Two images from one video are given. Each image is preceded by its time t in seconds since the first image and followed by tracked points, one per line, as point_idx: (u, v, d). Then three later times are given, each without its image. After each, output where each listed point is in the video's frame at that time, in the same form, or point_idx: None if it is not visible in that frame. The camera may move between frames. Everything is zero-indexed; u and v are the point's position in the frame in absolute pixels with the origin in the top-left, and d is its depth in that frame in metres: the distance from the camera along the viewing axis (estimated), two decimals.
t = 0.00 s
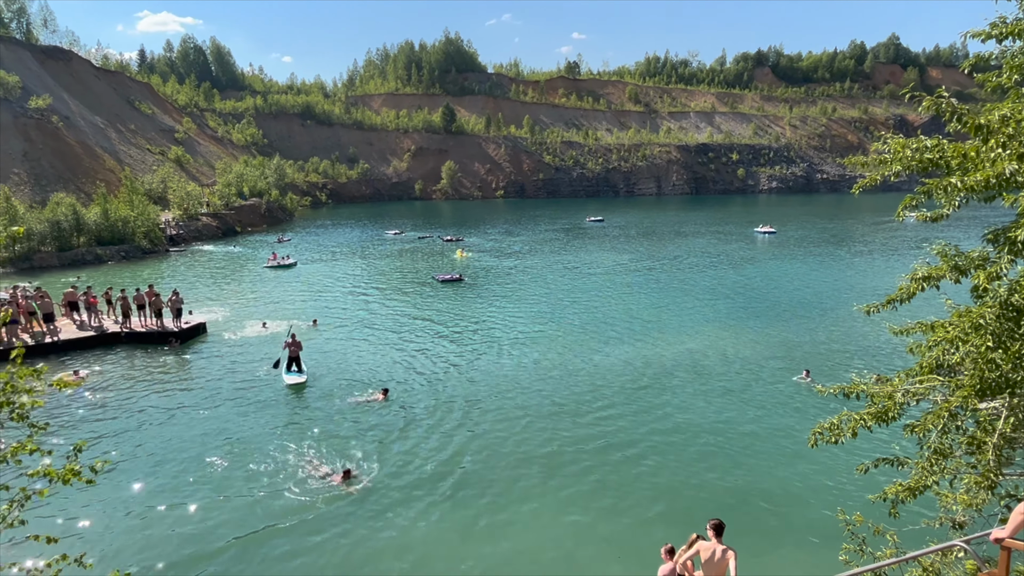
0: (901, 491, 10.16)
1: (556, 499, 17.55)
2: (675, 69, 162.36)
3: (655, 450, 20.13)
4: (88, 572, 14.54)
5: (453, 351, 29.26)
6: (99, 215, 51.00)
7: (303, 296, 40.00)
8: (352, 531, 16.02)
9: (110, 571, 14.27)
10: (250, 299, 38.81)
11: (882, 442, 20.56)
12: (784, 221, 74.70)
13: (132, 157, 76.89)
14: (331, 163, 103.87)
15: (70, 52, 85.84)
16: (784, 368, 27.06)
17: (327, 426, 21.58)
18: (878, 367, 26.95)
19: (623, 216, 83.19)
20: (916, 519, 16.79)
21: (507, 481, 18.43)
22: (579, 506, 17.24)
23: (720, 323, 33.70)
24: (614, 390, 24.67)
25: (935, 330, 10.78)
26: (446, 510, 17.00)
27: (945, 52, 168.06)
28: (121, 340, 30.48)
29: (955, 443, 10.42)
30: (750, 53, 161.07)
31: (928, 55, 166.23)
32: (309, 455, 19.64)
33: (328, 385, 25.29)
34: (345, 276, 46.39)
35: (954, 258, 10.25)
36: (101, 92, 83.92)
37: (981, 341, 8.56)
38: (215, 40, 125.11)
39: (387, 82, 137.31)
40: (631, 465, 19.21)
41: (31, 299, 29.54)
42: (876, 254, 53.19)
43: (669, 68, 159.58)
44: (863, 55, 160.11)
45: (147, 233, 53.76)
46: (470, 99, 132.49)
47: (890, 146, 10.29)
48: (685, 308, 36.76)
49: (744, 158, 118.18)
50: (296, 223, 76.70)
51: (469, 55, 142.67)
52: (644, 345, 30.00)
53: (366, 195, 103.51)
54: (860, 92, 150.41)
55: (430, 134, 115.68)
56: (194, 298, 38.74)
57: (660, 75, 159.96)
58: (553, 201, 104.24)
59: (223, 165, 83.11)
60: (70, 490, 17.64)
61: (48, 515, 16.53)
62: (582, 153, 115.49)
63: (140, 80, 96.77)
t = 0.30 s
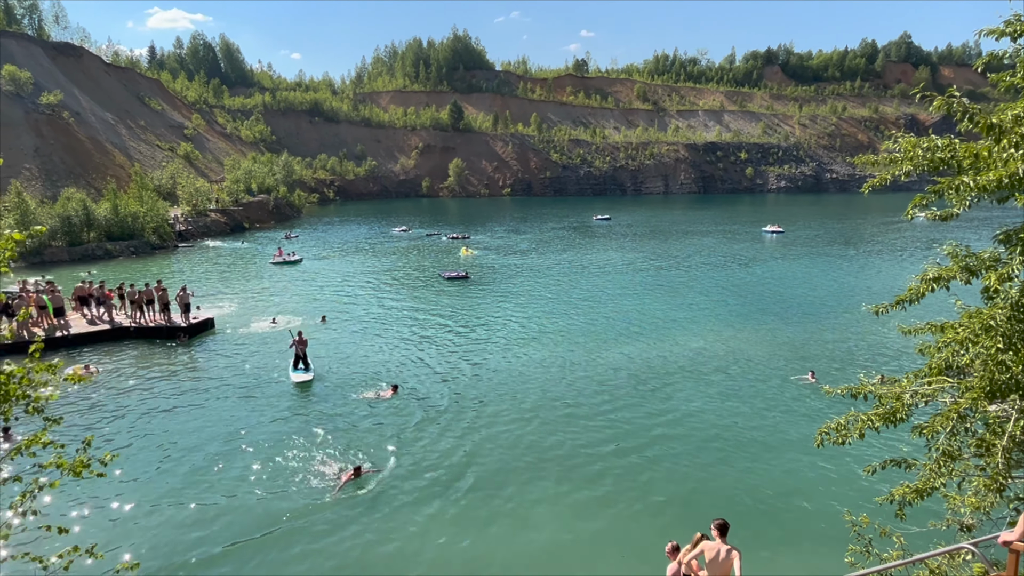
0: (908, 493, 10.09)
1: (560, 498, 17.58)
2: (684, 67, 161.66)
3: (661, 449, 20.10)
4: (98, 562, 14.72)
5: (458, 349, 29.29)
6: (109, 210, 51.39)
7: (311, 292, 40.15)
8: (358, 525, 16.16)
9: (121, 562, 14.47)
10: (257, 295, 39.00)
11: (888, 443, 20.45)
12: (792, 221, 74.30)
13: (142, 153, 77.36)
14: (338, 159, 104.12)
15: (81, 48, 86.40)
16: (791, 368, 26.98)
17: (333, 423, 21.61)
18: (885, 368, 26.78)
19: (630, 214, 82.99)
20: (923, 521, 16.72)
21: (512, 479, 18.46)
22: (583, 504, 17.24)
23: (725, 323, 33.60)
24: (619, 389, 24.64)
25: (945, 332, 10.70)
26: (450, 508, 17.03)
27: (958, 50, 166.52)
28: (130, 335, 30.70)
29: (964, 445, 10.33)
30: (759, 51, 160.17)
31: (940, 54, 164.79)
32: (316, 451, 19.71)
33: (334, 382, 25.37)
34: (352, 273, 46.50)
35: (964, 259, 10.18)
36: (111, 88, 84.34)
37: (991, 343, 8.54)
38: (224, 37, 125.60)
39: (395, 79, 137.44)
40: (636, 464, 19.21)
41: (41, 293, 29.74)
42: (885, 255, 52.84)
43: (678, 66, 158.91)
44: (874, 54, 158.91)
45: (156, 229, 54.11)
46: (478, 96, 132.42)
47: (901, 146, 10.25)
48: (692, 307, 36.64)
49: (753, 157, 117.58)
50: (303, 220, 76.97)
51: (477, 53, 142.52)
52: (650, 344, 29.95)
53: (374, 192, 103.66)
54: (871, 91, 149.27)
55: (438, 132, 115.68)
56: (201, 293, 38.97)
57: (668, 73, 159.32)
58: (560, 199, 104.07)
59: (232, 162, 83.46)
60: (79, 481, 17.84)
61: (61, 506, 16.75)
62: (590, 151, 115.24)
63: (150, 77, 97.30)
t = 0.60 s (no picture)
0: (914, 495, 10.02)
1: (564, 497, 17.56)
2: (691, 66, 161.15)
3: (665, 449, 20.05)
4: (105, 555, 14.83)
5: (462, 347, 29.34)
6: (117, 206, 51.64)
7: (317, 289, 40.27)
8: (363, 523, 16.19)
9: (128, 555, 14.56)
10: (263, 292, 39.15)
11: (894, 445, 20.36)
12: (799, 221, 74.00)
13: (150, 149, 77.70)
14: (345, 157, 104.28)
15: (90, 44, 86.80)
16: (797, 369, 26.87)
17: (338, 420, 21.68)
18: (891, 370, 26.67)
19: (636, 213, 82.81)
20: (929, 524, 16.64)
21: (516, 478, 18.45)
22: (587, 504, 17.23)
23: (730, 323, 33.52)
24: (623, 389, 24.60)
25: (953, 334, 10.62)
26: (454, 506, 17.05)
27: (968, 49, 165.24)
28: (137, 330, 30.89)
29: (971, 447, 10.24)
30: (768, 50, 159.45)
31: (951, 53, 163.59)
32: (321, 448, 19.77)
33: (339, 379, 25.44)
34: (358, 270, 46.57)
35: (973, 260, 10.10)
36: (120, 85, 84.73)
37: (1000, 345, 8.53)
38: (232, 34, 125.97)
39: (402, 77, 137.54)
40: (640, 464, 19.19)
41: (49, 287, 29.93)
42: (893, 255, 52.56)
43: (686, 64, 158.36)
44: (883, 53, 157.89)
45: (163, 225, 54.35)
46: (484, 94, 132.34)
47: (910, 145, 10.17)
48: (698, 307, 36.54)
49: (760, 156, 117.10)
50: (310, 217, 77.16)
51: (484, 51, 142.41)
52: (655, 344, 29.89)
53: (380, 189, 103.78)
54: (881, 90, 148.30)
55: (444, 130, 115.69)
56: (208, 289, 39.17)
57: (675, 71, 158.83)
58: (566, 198, 103.95)
59: (239, 158, 83.75)
60: (88, 475, 18.01)
61: (69, 500, 16.87)
62: (596, 150, 115.05)
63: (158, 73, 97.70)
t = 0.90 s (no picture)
0: (920, 497, 9.97)
1: (568, 497, 17.54)
2: (698, 65, 160.80)
3: (669, 450, 20.00)
4: (111, 550, 14.93)
5: (467, 345, 29.35)
6: (124, 203, 51.82)
7: (323, 287, 40.38)
8: (367, 521, 16.22)
9: (134, 550, 14.65)
10: (269, 289, 39.24)
11: (899, 446, 20.28)
12: (805, 221, 73.75)
13: (157, 147, 78.01)
14: (351, 155, 104.42)
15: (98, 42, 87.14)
16: (801, 370, 26.80)
17: (342, 418, 21.74)
18: (897, 371, 26.52)
19: (642, 213, 82.63)
20: (933, 525, 16.59)
21: (520, 477, 18.45)
22: (591, 503, 17.20)
23: (735, 323, 33.43)
24: (627, 389, 24.55)
25: (959, 335, 10.55)
26: (458, 504, 17.07)
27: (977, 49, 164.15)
28: (144, 327, 31.02)
29: (977, 450, 10.18)
30: (775, 49, 158.84)
31: (960, 53, 162.66)
32: (326, 446, 19.83)
33: (344, 377, 25.50)
34: (362, 268, 46.66)
35: (981, 262, 10.01)
36: (128, 82, 85.10)
37: (1008, 346, 8.50)
38: (239, 32, 126.29)
39: (408, 75, 137.63)
40: (644, 464, 19.14)
41: (57, 284, 30.06)
42: (899, 256, 52.29)
43: (692, 64, 157.89)
44: (892, 52, 157.08)
45: (170, 222, 54.55)
46: (490, 93, 132.28)
47: (918, 145, 10.09)
48: (703, 307, 36.40)
49: (767, 155, 116.66)
50: (315, 215, 77.31)
51: (490, 49, 142.31)
52: (659, 343, 29.84)
53: (385, 187, 103.92)
54: (888, 90, 147.53)
55: (450, 128, 115.70)
56: (214, 286, 39.34)
57: (682, 71, 158.52)
58: (572, 197, 103.81)
59: (245, 156, 83.96)
60: (97, 470, 18.16)
61: (76, 495, 17.00)
62: (602, 149, 114.85)
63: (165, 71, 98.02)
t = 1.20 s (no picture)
0: (926, 499, 9.91)
1: (572, 497, 17.51)
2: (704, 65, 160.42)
3: (673, 450, 19.94)
4: (117, 546, 15.03)
5: (471, 345, 29.35)
6: (132, 202, 52.05)
7: (328, 285, 40.47)
8: (370, 519, 16.24)
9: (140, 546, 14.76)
10: (274, 288, 39.35)
11: (906, 449, 20.16)
12: (812, 221, 73.46)
13: (164, 146, 78.32)
14: (357, 154, 104.60)
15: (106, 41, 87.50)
16: (806, 371, 26.69)
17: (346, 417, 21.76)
18: (902, 373, 26.38)
19: (647, 213, 82.47)
20: (940, 529, 16.50)
21: (524, 477, 18.44)
22: (596, 504, 17.18)
23: (739, 323, 33.32)
24: (631, 389, 24.49)
25: (967, 337, 10.48)
26: (462, 503, 17.08)
27: (986, 49, 163.32)
28: (151, 325, 31.16)
29: (985, 453, 10.09)
30: (782, 48, 158.27)
31: (970, 52, 161.62)
32: (330, 445, 19.82)
33: (348, 376, 25.49)
34: (367, 267, 46.75)
35: (989, 263, 9.93)
36: (136, 82, 85.48)
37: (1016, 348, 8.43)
38: (246, 31, 126.71)
39: (414, 75, 137.75)
40: (648, 464, 19.09)
41: (66, 282, 30.19)
42: (906, 257, 52.00)
43: (699, 63, 157.47)
44: (900, 52, 156.25)
45: (177, 221, 54.81)
46: (496, 92, 132.26)
47: (927, 146, 10.02)
48: (709, 308, 36.29)
49: (773, 155, 116.21)
50: (321, 214, 77.47)
51: (496, 49, 142.31)
52: (664, 344, 29.78)
53: (391, 187, 104.03)
54: (897, 90, 146.72)
55: (455, 128, 115.70)
56: (219, 285, 39.43)
57: (688, 70, 158.11)
58: (577, 196, 103.64)
59: (251, 155, 84.26)
60: (104, 466, 18.26)
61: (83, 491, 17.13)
62: (608, 149, 114.66)
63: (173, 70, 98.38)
